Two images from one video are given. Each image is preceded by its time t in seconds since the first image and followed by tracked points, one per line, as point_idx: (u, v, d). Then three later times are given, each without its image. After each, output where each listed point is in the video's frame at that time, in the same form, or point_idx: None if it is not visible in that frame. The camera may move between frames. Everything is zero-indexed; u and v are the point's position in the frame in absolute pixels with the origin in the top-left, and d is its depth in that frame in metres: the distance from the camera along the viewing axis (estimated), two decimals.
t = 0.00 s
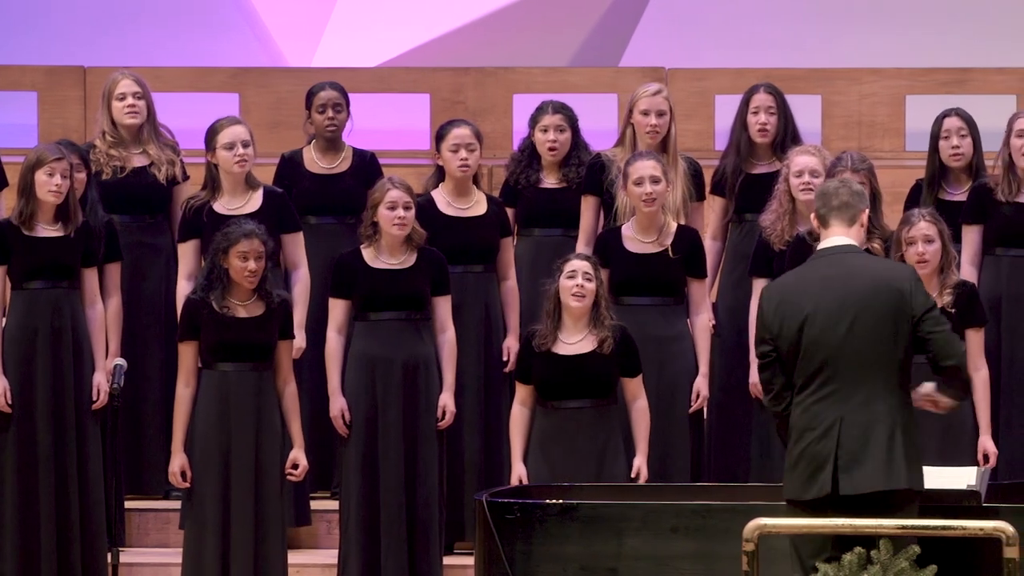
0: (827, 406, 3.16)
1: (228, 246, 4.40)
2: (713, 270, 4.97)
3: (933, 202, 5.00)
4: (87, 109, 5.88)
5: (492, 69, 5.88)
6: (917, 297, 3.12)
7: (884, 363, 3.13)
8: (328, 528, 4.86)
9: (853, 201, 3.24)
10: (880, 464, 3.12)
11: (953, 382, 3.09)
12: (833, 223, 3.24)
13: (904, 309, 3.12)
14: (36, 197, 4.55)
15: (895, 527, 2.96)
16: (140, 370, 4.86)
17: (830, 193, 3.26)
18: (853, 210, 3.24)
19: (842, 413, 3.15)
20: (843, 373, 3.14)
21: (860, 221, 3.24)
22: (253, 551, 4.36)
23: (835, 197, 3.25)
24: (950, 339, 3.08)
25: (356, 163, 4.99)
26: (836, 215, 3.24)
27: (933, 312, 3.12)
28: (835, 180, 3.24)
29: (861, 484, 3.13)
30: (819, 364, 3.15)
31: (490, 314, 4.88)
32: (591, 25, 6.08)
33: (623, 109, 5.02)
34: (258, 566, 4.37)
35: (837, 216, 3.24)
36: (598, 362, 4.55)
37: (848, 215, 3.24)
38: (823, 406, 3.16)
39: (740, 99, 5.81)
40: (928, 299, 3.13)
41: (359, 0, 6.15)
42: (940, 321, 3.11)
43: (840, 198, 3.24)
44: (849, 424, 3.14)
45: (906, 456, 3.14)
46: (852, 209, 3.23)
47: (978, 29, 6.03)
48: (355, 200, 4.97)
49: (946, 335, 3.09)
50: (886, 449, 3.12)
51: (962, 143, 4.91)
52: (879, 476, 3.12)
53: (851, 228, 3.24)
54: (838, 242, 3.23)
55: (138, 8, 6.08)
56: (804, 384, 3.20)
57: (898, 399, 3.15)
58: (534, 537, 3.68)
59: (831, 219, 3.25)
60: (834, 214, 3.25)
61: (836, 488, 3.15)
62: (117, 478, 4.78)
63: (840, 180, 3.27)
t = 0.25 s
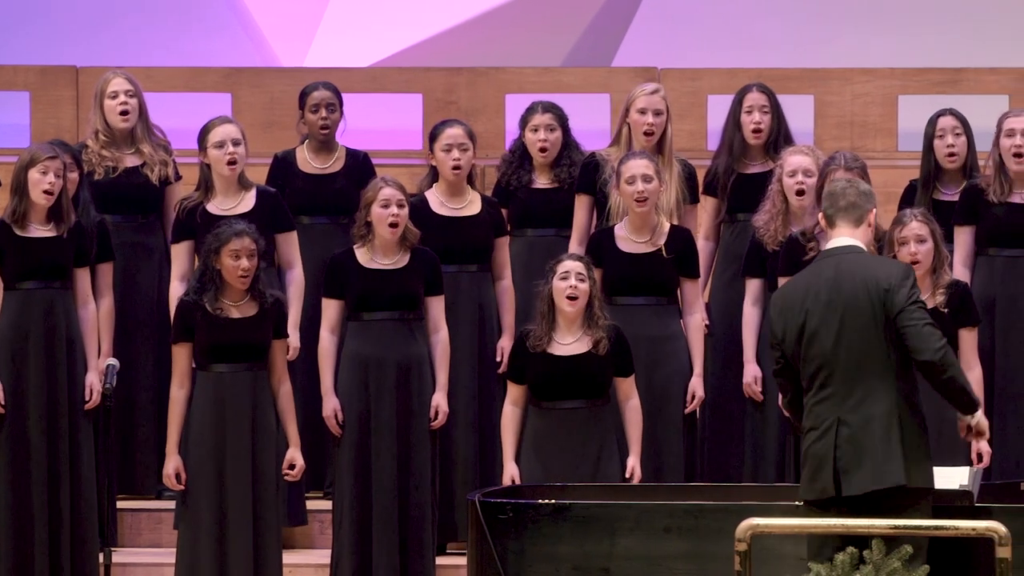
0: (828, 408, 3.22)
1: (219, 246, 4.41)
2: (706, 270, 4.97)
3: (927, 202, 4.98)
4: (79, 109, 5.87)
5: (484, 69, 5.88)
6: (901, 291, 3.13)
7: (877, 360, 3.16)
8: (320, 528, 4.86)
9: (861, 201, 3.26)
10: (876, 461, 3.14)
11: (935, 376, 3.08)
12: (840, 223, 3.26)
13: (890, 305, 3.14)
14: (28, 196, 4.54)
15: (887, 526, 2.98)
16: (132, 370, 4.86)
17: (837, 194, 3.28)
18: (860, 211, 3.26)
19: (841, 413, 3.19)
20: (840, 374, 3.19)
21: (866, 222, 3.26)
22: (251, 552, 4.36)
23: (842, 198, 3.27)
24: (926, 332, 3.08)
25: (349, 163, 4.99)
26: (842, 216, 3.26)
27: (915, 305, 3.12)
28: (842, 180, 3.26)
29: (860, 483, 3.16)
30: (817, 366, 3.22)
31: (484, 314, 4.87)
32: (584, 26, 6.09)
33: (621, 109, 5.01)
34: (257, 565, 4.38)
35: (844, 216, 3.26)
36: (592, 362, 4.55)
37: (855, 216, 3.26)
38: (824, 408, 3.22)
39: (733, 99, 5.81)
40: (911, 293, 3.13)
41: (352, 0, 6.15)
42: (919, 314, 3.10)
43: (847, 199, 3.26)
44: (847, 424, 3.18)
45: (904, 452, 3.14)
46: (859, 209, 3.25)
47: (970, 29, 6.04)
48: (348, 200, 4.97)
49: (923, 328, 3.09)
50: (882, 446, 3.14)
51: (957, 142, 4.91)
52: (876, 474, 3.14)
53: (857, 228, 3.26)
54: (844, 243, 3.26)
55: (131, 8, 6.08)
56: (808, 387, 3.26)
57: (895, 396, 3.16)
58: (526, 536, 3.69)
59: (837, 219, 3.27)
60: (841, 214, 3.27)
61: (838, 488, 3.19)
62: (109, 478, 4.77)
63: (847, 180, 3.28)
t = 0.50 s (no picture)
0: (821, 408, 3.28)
1: (211, 247, 4.41)
2: (698, 270, 4.97)
3: (921, 203, 4.96)
4: (72, 109, 5.86)
5: (476, 69, 5.87)
6: (887, 298, 3.15)
7: (865, 365, 3.20)
8: (312, 528, 4.86)
9: (866, 201, 3.28)
10: (863, 464, 3.20)
11: (912, 387, 3.10)
12: (845, 224, 3.29)
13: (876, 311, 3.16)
14: (21, 196, 4.54)
15: (879, 527, 3.00)
16: (124, 369, 4.85)
17: (842, 194, 3.30)
18: (865, 210, 3.28)
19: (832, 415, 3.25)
20: (831, 377, 3.24)
21: (871, 221, 3.29)
22: (248, 552, 4.36)
23: (847, 198, 3.29)
24: (903, 344, 3.10)
25: (341, 163, 5.00)
26: (847, 216, 3.29)
27: (899, 314, 3.13)
28: (848, 180, 3.28)
29: (847, 484, 3.22)
30: (810, 367, 3.27)
31: (478, 313, 4.88)
32: (575, 26, 6.09)
33: (619, 107, 4.99)
34: (254, 565, 4.38)
35: (848, 216, 3.29)
36: (586, 362, 4.55)
37: (859, 216, 3.28)
38: (817, 408, 3.28)
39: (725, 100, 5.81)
40: (897, 300, 3.14)
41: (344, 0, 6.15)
42: (900, 324, 3.12)
43: (852, 199, 3.28)
44: (835, 426, 3.24)
45: (890, 456, 3.18)
46: (864, 209, 3.27)
47: (962, 29, 6.04)
48: (339, 201, 4.96)
49: (901, 339, 3.11)
50: (868, 450, 3.19)
51: (949, 142, 4.89)
52: (862, 476, 3.20)
53: (861, 228, 3.28)
54: (848, 243, 3.28)
55: (123, 8, 6.07)
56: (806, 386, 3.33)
57: (883, 401, 3.20)
58: (517, 536, 3.68)
59: (842, 219, 3.30)
60: (846, 214, 3.29)
61: (829, 487, 3.26)
62: (101, 478, 4.77)
63: (852, 180, 3.30)
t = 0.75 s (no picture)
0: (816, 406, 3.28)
1: (204, 247, 4.41)
2: (689, 270, 4.97)
3: (913, 203, 4.95)
4: (63, 109, 5.85)
5: (468, 69, 5.87)
6: (881, 301, 3.13)
7: (858, 367, 3.19)
8: (304, 528, 4.86)
9: (864, 200, 3.26)
10: (852, 465, 3.21)
11: (902, 393, 3.09)
12: (843, 224, 3.27)
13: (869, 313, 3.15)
14: (15, 197, 4.54)
15: (870, 527, 3.01)
16: (116, 369, 4.85)
17: (840, 194, 3.28)
18: (863, 209, 3.26)
19: (825, 414, 3.26)
20: (824, 376, 3.24)
21: (870, 220, 3.27)
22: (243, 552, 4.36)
23: (846, 197, 3.27)
24: (893, 349, 3.09)
25: (332, 163, 4.99)
26: (845, 217, 3.27)
27: (891, 317, 3.11)
28: (844, 180, 3.26)
29: (836, 483, 3.24)
30: (806, 365, 3.28)
31: (473, 314, 4.84)
32: (566, 26, 6.09)
33: (613, 106, 4.98)
34: (249, 566, 4.38)
35: (846, 216, 3.27)
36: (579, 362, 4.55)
37: (858, 216, 3.26)
38: (811, 408, 3.28)
39: (717, 99, 5.81)
40: (890, 303, 3.13)
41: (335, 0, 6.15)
42: (891, 329, 3.10)
43: (850, 199, 3.26)
44: (828, 426, 3.24)
45: (879, 458, 3.19)
46: (862, 209, 3.26)
47: (953, 29, 6.04)
48: (329, 201, 4.97)
49: (891, 344, 3.09)
50: (858, 451, 3.20)
51: (942, 142, 4.86)
52: (851, 477, 3.21)
53: (860, 228, 3.27)
54: (847, 243, 3.27)
55: (115, 8, 6.08)
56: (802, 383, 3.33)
57: (875, 402, 3.19)
58: (510, 536, 3.70)
59: (841, 219, 3.28)
60: (845, 214, 3.27)
61: (819, 485, 3.28)
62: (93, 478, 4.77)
63: (850, 178, 3.28)
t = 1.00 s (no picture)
0: (807, 408, 3.28)
1: (198, 248, 4.40)
2: (681, 270, 4.97)
3: (906, 203, 4.94)
4: (55, 109, 5.85)
5: (460, 69, 5.86)
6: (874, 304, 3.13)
7: (849, 369, 3.19)
8: (295, 528, 4.86)
9: (858, 201, 3.24)
10: (842, 467, 3.21)
11: (896, 397, 3.09)
12: (838, 226, 3.26)
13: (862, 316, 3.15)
14: (7, 198, 4.53)
15: (861, 527, 3.00)
16: (108, 369, 4.85)
17: (834, 195, 3.25)
18: (857, 210, 3.25)
19: (817, 416, 3.26)
20: (817, 377, 3.24)
21: (864, 220, 3.25)
22: (237, 552, 4.36)
23: (840, 198, 3.25)
24: (887, 353, 3.09)
25: (322, 163, 5.00)
26: (839, 218, 3.25)
27: (884, 322, 3.11)
28: (837, 182, 3.23)
29: (826, 485, 3.24)
30: (798, 366, 3.28)
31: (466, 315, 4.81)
32: (557, 26, 6.09)
33: (606, 107, 4.97)
34: (243, 566, 4.37)
35: (840, 218, 3.25)
36: (571, 361, 4.55)
37: (852, 216, 3.25)
38: (805, 409, 3.28)
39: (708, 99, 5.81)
40: (883, 307, 3.13)
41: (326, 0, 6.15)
42: (884, 333, 3.11)
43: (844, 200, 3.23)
44: (821, 428, 3.24)
45: (870, 461, 3.18)
46: (856, 210, 3.24)
47: (945, 29, 6.04)
48: (319, 201, 4.97)
49: (885, 349, 3.09)
50: (849, 453, 3.20)
51: (934, 143, 4.86)
52: (841, 480, 3.21)
53: (855, 229, 3.25)
54: (843, 243, 3.26)
55: (108, 9, 6.09)
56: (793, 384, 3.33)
57: (867, 406, 3.20)
58: (501, 537, 3.70)
59: (835, 220, 3.26)
60: (839, 215, 3.26)
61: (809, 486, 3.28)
62: (85, 478, 4.76)
63: (843, 178, 3.25)
